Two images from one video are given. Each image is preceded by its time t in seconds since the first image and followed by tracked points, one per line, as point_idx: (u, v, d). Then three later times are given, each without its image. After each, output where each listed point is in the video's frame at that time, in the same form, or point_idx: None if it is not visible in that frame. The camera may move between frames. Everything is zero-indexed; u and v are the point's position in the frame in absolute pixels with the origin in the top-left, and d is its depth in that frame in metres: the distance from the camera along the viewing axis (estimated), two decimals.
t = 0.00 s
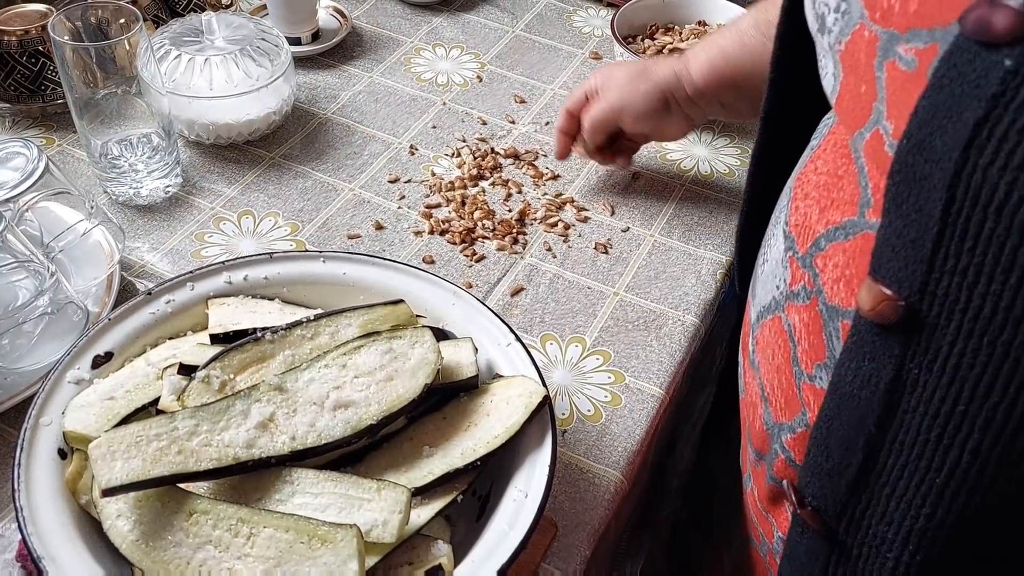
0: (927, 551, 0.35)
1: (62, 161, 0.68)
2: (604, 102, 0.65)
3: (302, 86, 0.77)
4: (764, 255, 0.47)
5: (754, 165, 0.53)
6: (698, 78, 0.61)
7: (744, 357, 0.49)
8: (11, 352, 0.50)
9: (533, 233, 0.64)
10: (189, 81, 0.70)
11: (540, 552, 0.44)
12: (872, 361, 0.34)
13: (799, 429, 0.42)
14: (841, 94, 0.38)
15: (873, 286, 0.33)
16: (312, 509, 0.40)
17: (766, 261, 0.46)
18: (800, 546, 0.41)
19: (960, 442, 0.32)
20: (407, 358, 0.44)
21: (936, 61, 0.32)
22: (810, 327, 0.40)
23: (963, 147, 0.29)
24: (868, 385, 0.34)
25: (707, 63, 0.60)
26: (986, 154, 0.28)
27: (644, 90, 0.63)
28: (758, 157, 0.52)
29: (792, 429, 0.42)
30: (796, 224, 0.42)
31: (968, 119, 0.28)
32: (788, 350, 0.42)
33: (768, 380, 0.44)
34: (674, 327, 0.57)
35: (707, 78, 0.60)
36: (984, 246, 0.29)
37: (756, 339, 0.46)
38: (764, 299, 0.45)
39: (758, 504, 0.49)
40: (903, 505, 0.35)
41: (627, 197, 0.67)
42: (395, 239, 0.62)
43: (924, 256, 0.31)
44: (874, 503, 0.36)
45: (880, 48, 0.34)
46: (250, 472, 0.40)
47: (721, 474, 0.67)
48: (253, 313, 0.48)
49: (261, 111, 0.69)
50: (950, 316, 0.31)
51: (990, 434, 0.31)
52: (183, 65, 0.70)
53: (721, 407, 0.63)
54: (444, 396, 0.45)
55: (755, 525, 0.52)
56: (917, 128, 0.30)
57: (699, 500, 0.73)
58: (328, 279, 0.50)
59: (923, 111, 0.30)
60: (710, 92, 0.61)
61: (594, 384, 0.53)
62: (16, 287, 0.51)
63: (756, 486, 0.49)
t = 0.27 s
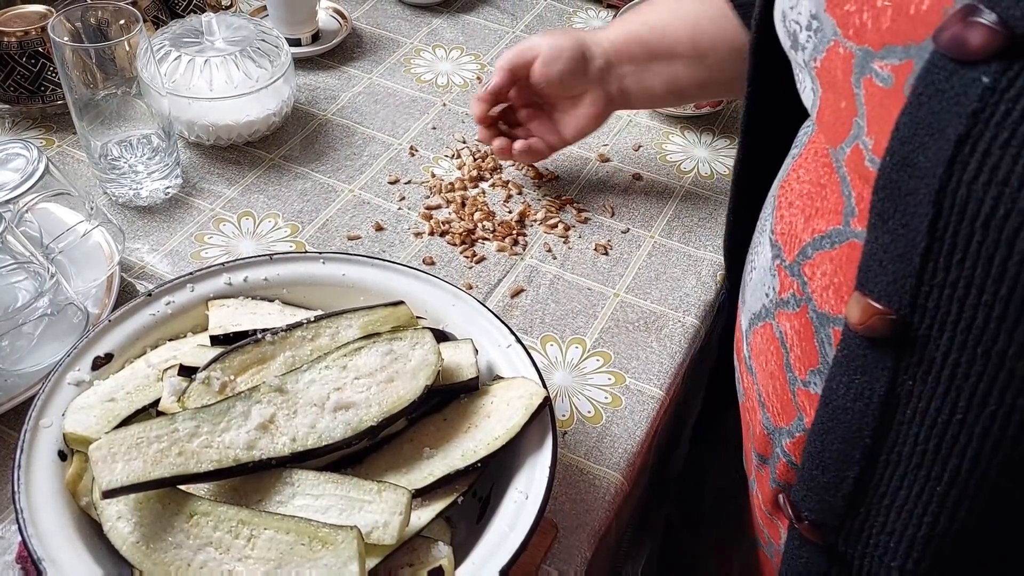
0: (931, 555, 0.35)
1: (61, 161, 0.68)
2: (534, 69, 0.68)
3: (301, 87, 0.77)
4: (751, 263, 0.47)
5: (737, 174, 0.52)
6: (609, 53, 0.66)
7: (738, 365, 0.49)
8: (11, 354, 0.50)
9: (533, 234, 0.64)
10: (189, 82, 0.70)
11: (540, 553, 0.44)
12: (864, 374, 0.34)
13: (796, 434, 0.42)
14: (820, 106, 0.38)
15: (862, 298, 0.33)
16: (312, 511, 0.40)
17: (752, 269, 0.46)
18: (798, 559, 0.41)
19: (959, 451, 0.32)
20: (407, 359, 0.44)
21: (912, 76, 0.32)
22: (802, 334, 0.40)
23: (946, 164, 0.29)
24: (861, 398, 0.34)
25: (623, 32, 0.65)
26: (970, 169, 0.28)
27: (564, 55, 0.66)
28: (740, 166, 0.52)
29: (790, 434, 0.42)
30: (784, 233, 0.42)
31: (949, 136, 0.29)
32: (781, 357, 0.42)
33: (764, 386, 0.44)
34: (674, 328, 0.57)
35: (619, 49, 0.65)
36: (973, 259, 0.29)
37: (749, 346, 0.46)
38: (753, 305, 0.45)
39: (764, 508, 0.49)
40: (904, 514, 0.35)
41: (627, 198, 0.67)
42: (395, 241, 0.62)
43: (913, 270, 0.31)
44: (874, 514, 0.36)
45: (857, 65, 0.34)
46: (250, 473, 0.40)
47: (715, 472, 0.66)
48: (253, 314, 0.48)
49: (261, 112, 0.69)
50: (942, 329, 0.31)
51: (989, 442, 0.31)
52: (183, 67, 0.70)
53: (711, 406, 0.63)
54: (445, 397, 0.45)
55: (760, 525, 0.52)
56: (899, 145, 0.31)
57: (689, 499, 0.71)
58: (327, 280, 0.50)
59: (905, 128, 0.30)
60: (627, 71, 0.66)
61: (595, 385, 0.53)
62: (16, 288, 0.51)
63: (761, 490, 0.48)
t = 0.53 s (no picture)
0: (923, 549, 0.35)
1: (62, 163, 0.68)
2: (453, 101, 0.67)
3: (302, 88, 0.78)
4: (731, 264, 0.47)
5: (719, 178, 0.53)
6: (528, 95, 0.64)
7: (720, 365, 0.49)
8: (12, 355, 0.50)
9: (533, 235, 0.64)
10: (190, 84, 0.70)
11: (540, 556, 0.44)
12: (847, 371, 0.34)
13: (784, 432, 0.42)
14: (792, 108, 0.39)
15: (842, 297, 0.33)
16: (313, 512, 0.40)
17: (732, 271, 0.46)
18: (794, 557, 0.41)
19: (946, 442, 0.32)
20: (409, 360, 0.44)
21: (880, 76, 0.32)
22: (784, 332, 0.40)
23: (918, 161, 0.29)
24: (847, 395, 0.34)
25: (539, 70, 0.63)
26: (942, 164, 0.29)
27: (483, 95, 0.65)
28: (720, 170, 0.52)
29: (778, 432, 0.42)
30: (760, 233, 0.41)
31: (921, 133, 0.29)
32: (765, 356, 0.42)
33: (750, 385, 0.44)
34: (675, 329, 0.57)
35: (535, 92, 0.64)
36: (951, 252, 0.29)
37: (732, 346, 0.46)
38: (733, 306, 0.45)
39: (758, 505, 0.49)
40: (895, 507, 0.35)
41: (627, 199, 0.67)
42: (396, 242, 0.62)
43: (891, 266, 0.31)
44: (864, 508, 0.36)
45: (824, 68, 0.35)
46: (252, 475, 0.40)
47: (717, 471, 0.66)
48: (255, 315, 0.48)
49: (262, 113, 0.70)
50: (924, 322, 0.31)
51: (974, 432, 0.31)
52: (184, 68, 0.70)
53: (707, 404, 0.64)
54: (445, 398, 0.45)
55: (753, 523, 0.52)
56: (870, 144, 0.31)
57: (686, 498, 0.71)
58: (328, 281, 0.50)
59: (875, 127, 0.31)
60: (543, 110, 0.65)
61: (595, 387, 0.53)
62: (18, 289, 0.51)
63: (751, 486, 0.48)
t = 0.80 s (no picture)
0: (913, 540, 0.35)
1: (62, 162, 0.68)
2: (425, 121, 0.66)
3: (302, 88, 0.77)
4: (711, 266, 0.46)
5: (703, 174, 0.52)
6: (499, 110, 0.65)
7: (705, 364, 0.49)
8: (12, 355, 0.50)
9: (533, 235, 0.64)
10: (190, 83, 0.70)
11: (541, 555, 0.44)
12: (830, 366, 0.34)
13: (771, 429, 0.41)
14: (764, 109, 0.38)
15: (820, 293, 0.33)
16: (314, 512, 0.40)
17: (712, 272, 0.46)
18: (783, 556, 0.41)
19: (929, 432, 0.32)
20: (409, 360, 0.44)
21: (847, 75, 0.32)
22: (766, 330, 0.40)
23: (887, 156, 0.30)
24: (829, 391, 0.34)
25: (509, 86, 0.63)
26: (912, 159, 0.29)
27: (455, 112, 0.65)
28: (704, 167, 0.52)
29: (765, 430, 0.42)
30: (739, 233, 0.41)
31: (889, 129, 0.29)
32: (748, 354, 0.42)
33: (735, 383, 0.44)
34: (675, 329, 0.57)
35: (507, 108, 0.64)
36: (925, 245, 0.29)
37: (715, 346, 0.46)
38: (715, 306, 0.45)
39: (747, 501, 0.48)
40: (882, 499, 0.35)
41: (627, 199, 0.67)
42: (396, 242, 0.62)
43: (867, 262, 0.31)
44: (852, 501, 0.36)
45: (793, 69, 0.35)
46: (253, 474, 0.40)
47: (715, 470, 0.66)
48: (255, 315, 0.48)
49: (261, 113, 0.70)
50: (901, 315, 0.31)
51: (955, 421, 0.31)
52: (184, 68, 0.70)
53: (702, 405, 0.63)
54: (445, 398, 0.45)
55: (746, 520, 0.52)
56: (840, 142, 0.31)
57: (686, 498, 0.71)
58: (329, 281, 0.50)
59: (844, 125, 0.31)
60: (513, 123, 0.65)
61: (596, 386, 0.53)
62: (17, 290, 0.51)
63: (743, 484, 0.48)
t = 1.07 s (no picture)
0: (905, 538, 0.35)
1: (61, 161, 0.68)
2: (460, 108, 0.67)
3: (301, 87, 0.77)
4: (705, 263, 0.46)
5: (701, 171, 0.52)
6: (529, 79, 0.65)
7: (697, 362, 0.49)
8: (11, 353, 0.50)
9: (533, 234, 0.64)
10: (188, 82, 0.70)
11: (540, 553, 0.44)
12: (820, 366, 0.34)
13: (763, 428, 0.41)
14: (756, 107, 0.38)
15: (811, 293, 0.33)
16: (312, 511, 0.40)
17: (706, 270, 0.46)
18: (775, 554, 0.41)
19: (919, 431, 0.32)
20: (407, 359, 0.44)
21: (837, 74, 0.32)
22: (759, 329, 0.40)
23: (877, 156, 0.30)
24: (820, 390, 0.34)
25: (538, 45, 0.63)
26: (902, 160, 0.29)
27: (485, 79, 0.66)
28: (703, 164, 0.52)
29: (756, 428, 0.42)
30: (733, 231, 0.41)
31: (879, 130, 0.29)
32: (741, 353, 0.42)
33: (727, 382, 0.44)
34: (674, 328, 0.57)
35: (535, 67, 0.64)
36: (914, 246, 0.29)
37: (708, 344, 0.46)
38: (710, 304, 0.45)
39: (737, 500, 0.49)
40: (874, 497, 0.35)
41: (626, 198, 0.67)
42: (396, 241, 0.62)
43: (856, 262, 0.31)
44: (844, 500, 0.36)
45: (784, 67, 0.35)
46: (252, 473, 0.40)
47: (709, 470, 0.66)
48: (254, 314, 0.48)
49: (261, 112, 0.70)
50: (891, 315, 0.31)
51: (945, 420, 0.31)
52: (183, 67, 0.70)
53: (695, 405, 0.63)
54: (445, 398, 0.45)
55: (736, 519, 0.52)
56: (831, 142, 0.31)
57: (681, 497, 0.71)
58: (329, 280, 0.50)
59: (835, 125, 0.31)
60: (543, 84, 0.65)
61: (595, 386, 0.53)
62: (15, 288, 0.51)
63: (731, 482, 0.48)
